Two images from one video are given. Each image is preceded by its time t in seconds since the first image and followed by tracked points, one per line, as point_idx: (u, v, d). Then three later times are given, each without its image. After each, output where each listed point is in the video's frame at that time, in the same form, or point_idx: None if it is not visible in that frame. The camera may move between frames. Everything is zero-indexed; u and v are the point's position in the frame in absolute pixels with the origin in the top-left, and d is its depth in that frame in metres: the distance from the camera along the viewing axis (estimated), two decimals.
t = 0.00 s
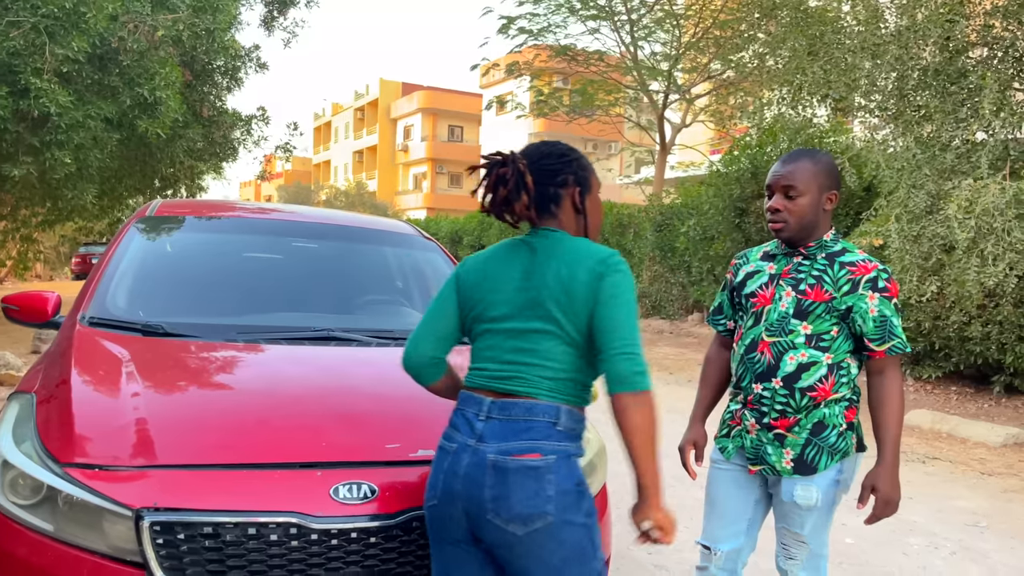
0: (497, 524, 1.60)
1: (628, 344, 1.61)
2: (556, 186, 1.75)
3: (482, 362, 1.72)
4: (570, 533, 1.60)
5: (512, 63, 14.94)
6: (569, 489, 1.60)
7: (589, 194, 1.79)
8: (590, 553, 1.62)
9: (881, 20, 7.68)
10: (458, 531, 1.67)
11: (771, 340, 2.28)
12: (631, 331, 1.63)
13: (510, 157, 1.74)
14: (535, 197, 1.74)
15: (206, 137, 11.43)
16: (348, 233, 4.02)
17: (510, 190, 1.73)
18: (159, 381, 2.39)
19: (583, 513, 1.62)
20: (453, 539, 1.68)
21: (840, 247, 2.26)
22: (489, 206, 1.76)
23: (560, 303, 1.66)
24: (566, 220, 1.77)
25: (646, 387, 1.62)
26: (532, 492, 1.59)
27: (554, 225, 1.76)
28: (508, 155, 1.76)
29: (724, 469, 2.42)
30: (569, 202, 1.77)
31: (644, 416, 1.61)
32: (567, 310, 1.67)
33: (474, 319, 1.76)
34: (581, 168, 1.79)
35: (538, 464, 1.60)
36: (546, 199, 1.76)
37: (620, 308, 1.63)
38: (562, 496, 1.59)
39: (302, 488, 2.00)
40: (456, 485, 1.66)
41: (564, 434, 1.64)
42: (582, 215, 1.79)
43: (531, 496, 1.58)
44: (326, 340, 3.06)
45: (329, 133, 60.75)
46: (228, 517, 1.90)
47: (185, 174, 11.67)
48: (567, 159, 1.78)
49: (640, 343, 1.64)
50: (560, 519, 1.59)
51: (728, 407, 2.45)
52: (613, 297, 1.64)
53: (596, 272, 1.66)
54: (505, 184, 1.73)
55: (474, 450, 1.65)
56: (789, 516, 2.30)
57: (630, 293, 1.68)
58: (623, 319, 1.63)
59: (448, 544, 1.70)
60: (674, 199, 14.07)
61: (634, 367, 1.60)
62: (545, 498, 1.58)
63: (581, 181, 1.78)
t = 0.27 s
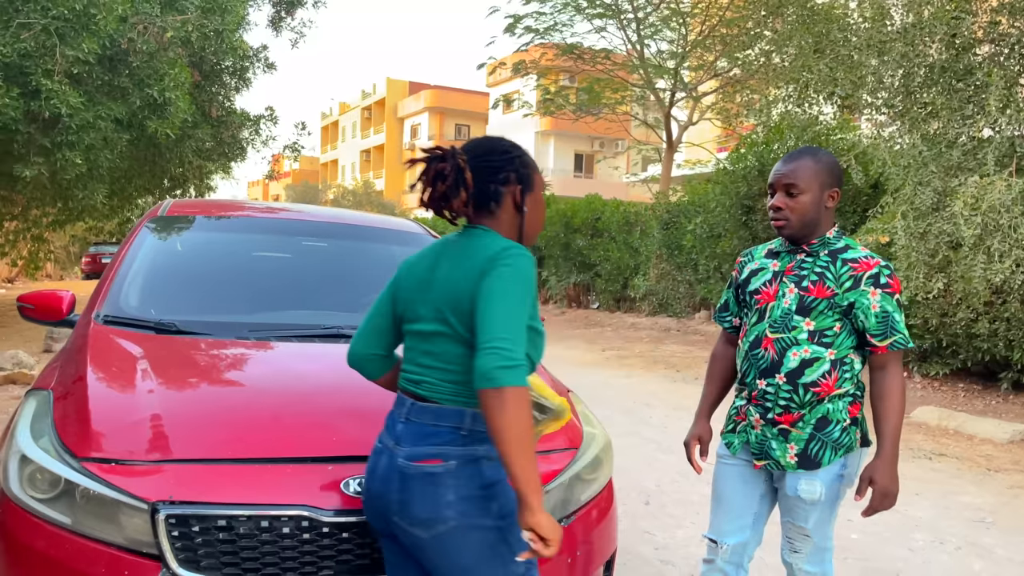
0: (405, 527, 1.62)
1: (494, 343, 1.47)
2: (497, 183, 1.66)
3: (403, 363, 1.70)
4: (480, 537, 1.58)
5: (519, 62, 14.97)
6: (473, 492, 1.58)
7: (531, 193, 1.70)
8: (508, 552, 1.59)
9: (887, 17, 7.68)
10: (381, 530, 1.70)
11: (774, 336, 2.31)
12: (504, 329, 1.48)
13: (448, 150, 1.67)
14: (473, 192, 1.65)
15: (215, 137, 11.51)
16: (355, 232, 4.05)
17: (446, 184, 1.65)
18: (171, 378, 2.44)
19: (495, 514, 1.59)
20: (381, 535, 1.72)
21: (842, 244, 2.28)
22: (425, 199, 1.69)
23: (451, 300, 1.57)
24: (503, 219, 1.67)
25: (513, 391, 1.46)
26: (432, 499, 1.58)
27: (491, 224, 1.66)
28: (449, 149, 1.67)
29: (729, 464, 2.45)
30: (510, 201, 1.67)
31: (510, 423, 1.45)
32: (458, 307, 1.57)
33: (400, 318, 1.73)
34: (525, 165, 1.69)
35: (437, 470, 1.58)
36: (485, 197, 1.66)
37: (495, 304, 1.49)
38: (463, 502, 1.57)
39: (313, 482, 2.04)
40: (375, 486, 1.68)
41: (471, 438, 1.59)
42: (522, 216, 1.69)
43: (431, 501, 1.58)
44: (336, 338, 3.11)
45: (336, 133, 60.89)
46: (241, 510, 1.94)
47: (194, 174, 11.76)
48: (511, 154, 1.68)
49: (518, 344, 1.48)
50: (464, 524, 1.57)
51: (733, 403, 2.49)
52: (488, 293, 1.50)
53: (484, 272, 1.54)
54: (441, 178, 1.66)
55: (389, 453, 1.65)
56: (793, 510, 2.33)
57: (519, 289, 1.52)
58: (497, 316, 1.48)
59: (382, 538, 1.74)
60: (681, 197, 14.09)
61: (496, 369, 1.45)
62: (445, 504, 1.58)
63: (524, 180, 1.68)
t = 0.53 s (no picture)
0: (327, 508, 1.62)
1: (433, 341, 1.45)
2: (460, 171, 1.64)
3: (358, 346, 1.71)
4: (392, 524, 1.54)
5: (528, 60, 14.96)
6: (388, 477, 1.55)
7: (496, 181, 1.67)
8: (422, 543, 1.55)
9: (897, 12, 7.64)
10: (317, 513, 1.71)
11: (781, 335, 2.31)
12: (444, 326, 1.45)
13: (410, 139, 1.66)
14: (434, 181, 1.63)
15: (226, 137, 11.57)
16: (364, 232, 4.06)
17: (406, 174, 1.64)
18: (182, 377, 2.47)
19: (410, 502, 1.56)
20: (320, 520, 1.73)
21: (848, 242, 2.28)
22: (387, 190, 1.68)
23: (399, 291, 1.55)
24: (466, 207, 1.65)
25: (460, 386, 1.47)
26: (348, 482, 1.57)
27: (454, 214, 1.64)
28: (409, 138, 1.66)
29: (736, 462, 2.46)
30: (473, 188, 1.64)
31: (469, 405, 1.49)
32: (406, 298, 1.55)
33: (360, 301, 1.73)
34: (490, 153, 1.67)
35: (354, 452, 1.58)
36: (448, 185, 1.64)
37: (435, 300, 1.46)
38: (376, 486, 1.55)
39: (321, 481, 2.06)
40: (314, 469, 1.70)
41: (391, 422, 1.57)
42: (487, 204, 1.66)
43: (346, 484, 1.57)
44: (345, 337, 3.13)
45: (346, 132, 61.04)
46: (251, 508, 1.97)
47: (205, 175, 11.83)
48: (474, 141, 1.66)
49: (461, 340, 1.46)
50: (377, 509, 1.54)
51: (741, 401, 2.49)
52: (429, 286, 1.47)
53: (425, 260, 1.52)
54: (403, 167, 1.65)
55: (327, 435, 1.67)
56: (800, 509, 2.34)
57: (463, 283, 1.48)
58: (437, 313, 1.46)
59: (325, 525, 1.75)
60: (690, 194, 14.06)
61: (438, 368, 1.44)
62: (358, 488, 1.56)
63: (488, 167, 1.66)
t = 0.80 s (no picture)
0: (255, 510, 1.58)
1: (384, 337, 1.38)
2: (425, 178, 1.57)
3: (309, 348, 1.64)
4: (310, 538, 1.49)
5: (537, 56, 14.92)
6: (315, 488, 1.49)
7: (462, 187, 1.60)
8: (339, 563, 1.49)
9: (909, 3, 7.55)
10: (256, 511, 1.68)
11: (784, 333, 2.28)
12: (395, 322, 1.38)
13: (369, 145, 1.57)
14: (397, 191, 1.55)
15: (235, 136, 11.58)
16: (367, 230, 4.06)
17: (367, 184, 1.55)
18: (190, 377, 2.47)
19: (333, 518, 1.49)
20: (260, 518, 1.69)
21: (853, 237, 2.24)
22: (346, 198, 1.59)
23: (350, 289, 1.48)
24: (432, 217, 1.58)
25: (412, 383, 1.40)
26: (276, 487, 1.52)
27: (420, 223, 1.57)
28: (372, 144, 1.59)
29: (742, 461, 2.44)
30: (439, 197, 1.57)
31: (427, 399, 1.42)
32: (357, 297, 1.48)
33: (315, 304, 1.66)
34: (455, 158, 1.59)
35: (282, 457, 1.53)
36: (412, 193, 1.57)
37: (387, 296, 1.39)
38: (299, 496, 1.50)
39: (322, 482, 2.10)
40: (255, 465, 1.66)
41: (325, 428, 1.50)
42: (452, 212, 1.59)
43: (271, 488, 1.53)
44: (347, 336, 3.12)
45: (357, 130, 61.21)
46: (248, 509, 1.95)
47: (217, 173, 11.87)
48: (438, 145, 1.58)
49: (415, 338, 1.39)
50: (297, 521, 1.50)
51: (745, 399, 2.46)
52: (383, 282, 1.41)
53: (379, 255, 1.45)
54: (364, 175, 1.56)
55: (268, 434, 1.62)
56: (806, 507, 2.31)
57: (419, 279, 1.41)
58: (390, 308, 1.39)
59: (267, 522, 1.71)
60: (701, 189, 13.99)
61: (388, 364, 1.38)
62: (282, 494, 1.51)
63: (454, 173, 1.59)
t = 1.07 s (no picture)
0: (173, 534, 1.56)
1: (268, 348, 1.30)
2: (362, 179, 1.52)
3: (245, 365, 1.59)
4: (217, 565, 1.46)
5: (558, 53, 14.84)
6: (225, 515, 1.46)
7: (402, 190, 1.56)
8: None
9: None
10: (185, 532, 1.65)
11: (798, 333, 2.22)
12: (288, 326, 1.30)
13: (303, 139, 1.53)
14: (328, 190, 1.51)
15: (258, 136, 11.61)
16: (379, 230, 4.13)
17: (297, 180, 1.51)
18: (204, 377, 2.46)
19: (240, 548, 1.45)
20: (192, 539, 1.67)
21: (869, 233, 2.18)
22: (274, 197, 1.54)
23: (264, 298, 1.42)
24: (367, 219, 1.53)
25: (293, 401, 1.29)
26: (188, 510, 1.49)
27: (358, 224, 1.53)
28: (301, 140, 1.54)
29: (754, 464, 2.37)
30: (377, 200, 1.53)
31: (318, 413, 1.31)
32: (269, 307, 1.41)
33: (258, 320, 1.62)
34: (394, 159, 1.55)
35: (193, 481, 1.49)
36: (347, 194, 1.52)
37: (280, 306, 1.31)
38: (207, 523, 1.46)
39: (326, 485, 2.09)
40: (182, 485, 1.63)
41: (235, 452, 1.46)
42: (392, 214, 1.55)
43: (183, 513, 1.50)
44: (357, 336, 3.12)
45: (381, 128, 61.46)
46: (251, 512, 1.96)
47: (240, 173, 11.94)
48: (378, 147, 1.54)
49: (307, 347, 1.30)
50: (205, 548, 1.47)
51: (758, 401, 2.39)
52: (280, 290, 1.33)
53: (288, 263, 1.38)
54: (293, 171, 1.51)
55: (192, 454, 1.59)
56: (821, 513, 2.25)
57: (321, 284, 1.33)
58: (285, 312, 1.31)
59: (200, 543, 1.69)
60: (725, 185, 13.82)
61: (274, 368, 1.29)
62: (192, 518, 1.48)
63: (394, 176, 1.55)
